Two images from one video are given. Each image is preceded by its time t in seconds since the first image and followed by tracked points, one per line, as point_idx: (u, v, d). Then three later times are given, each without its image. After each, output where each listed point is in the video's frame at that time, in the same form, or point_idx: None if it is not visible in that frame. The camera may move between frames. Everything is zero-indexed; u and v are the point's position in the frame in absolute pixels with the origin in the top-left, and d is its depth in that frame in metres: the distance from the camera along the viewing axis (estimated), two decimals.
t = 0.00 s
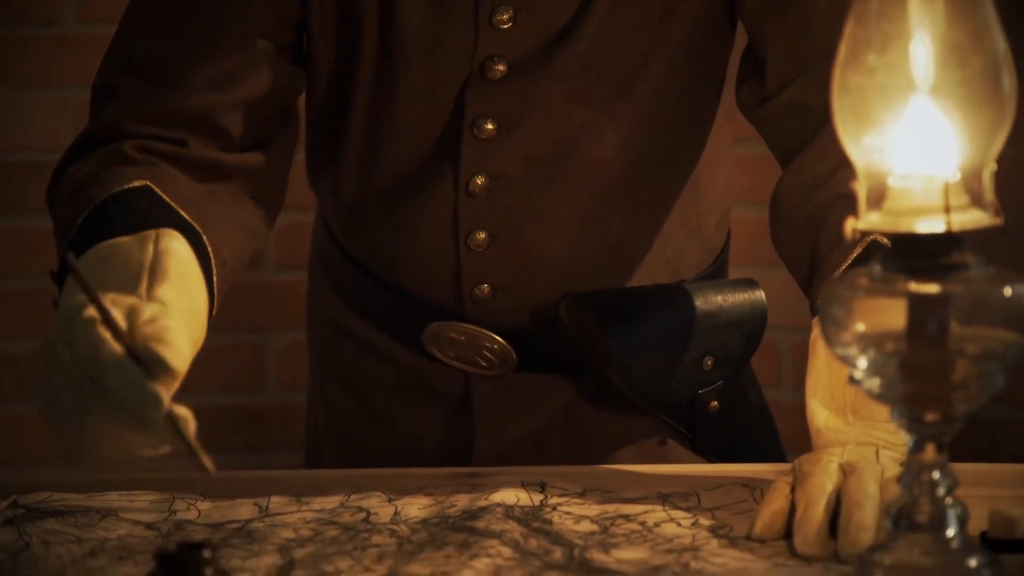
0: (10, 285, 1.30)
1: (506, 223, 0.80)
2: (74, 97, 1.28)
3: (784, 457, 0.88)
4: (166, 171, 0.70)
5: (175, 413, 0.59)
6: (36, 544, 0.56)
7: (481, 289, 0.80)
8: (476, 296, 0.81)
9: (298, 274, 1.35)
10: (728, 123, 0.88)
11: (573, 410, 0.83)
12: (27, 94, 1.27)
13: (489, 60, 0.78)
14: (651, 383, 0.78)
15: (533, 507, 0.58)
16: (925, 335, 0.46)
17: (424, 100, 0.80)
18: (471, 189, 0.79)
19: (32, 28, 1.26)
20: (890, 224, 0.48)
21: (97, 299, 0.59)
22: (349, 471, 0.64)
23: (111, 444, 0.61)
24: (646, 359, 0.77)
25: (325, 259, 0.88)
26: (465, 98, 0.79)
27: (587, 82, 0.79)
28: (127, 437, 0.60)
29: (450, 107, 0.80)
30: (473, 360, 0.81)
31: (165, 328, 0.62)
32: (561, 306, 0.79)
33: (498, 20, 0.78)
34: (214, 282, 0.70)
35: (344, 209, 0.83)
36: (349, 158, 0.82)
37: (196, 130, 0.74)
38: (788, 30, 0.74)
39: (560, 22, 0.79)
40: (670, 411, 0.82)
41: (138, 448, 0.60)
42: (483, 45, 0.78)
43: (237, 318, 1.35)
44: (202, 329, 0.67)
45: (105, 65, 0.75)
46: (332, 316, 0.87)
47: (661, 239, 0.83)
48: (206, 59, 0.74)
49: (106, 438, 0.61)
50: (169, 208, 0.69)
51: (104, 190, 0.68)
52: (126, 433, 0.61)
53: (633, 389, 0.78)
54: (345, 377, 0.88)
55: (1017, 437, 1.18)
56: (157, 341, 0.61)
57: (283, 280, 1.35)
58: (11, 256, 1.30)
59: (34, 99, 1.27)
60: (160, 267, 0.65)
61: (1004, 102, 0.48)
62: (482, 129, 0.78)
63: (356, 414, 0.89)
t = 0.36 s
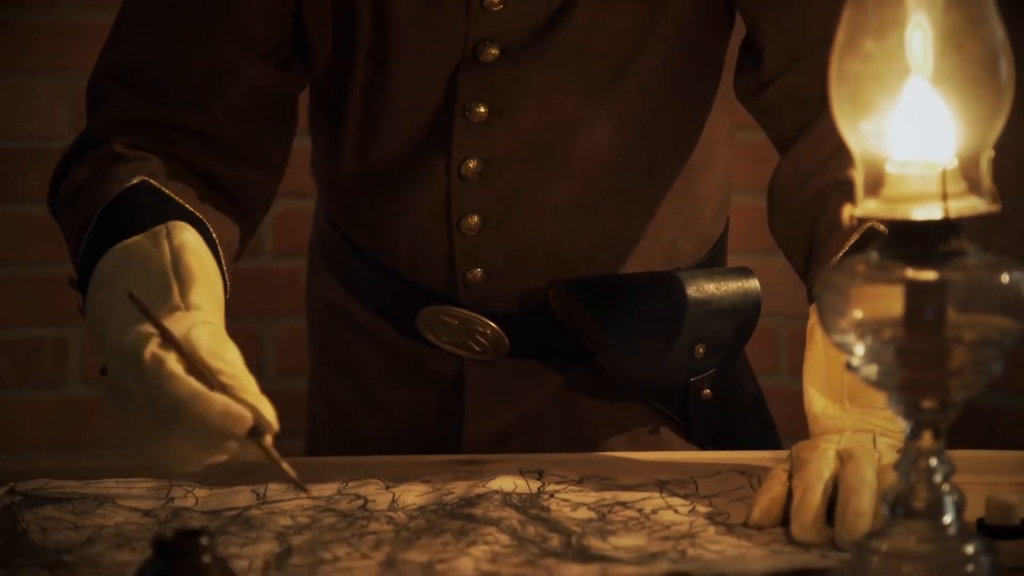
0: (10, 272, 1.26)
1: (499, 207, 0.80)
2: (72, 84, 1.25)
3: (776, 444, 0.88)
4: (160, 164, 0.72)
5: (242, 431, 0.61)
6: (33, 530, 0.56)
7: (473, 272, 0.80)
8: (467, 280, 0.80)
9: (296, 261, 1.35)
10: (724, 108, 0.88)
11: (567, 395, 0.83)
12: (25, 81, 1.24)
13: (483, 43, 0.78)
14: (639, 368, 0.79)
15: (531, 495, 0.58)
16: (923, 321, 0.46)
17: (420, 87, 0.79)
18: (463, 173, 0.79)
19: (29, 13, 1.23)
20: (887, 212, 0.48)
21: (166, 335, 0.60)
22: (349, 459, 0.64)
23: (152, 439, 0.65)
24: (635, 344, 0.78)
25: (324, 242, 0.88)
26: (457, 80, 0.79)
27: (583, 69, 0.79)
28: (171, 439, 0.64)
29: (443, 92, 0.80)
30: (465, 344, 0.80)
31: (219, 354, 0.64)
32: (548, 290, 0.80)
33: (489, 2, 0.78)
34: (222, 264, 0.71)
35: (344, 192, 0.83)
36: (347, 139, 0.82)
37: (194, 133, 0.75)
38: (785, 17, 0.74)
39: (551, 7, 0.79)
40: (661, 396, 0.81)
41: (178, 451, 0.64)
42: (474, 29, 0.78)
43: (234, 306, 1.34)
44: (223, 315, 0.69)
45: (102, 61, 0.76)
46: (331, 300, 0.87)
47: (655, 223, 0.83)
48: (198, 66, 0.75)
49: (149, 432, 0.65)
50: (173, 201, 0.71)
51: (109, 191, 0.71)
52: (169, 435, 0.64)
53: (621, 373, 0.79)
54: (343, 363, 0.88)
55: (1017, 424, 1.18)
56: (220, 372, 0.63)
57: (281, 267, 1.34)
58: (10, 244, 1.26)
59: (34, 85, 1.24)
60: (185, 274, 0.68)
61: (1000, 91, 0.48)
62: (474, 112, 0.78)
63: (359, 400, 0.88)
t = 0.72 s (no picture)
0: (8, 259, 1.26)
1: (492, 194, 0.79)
2: (70, 71, 1.24)
3: (772, 432, 0.88)
4: (183, 166, 0.73)
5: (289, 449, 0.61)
6: (33, 518, 0.57)
7: (467, 257, 0.80)
8: (461, 265, 0.80)
9: (293, 248, 1.33)
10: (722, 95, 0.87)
11: (559, 382, 0.82)
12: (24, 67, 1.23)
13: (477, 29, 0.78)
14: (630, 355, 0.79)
15: (529, 482, 0.59)
16: (920, 307, 0.46)
17: (417, 74, 0.79)
18: (456, 158, 0.79)
19: None
20: (885, 198, 0.47)
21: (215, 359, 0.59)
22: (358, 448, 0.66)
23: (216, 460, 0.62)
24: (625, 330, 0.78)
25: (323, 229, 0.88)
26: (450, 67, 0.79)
27: (580, 56, 0.79)
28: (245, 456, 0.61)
29: (437, 77, 0.79)
30: (459, 329, 0.80)
31: (269, 363, 0.63)
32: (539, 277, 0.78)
33: None
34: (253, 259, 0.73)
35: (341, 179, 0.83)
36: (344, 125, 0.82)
37: (205, 131, 0.75)
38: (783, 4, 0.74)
39: None
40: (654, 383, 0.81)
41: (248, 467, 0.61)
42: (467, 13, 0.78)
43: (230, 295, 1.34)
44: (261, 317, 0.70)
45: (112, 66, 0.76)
46: (331, 288, 0.86)
47: (648, 209, 0.83)
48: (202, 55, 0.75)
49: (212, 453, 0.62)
50: (203, 205, 0.73)
51: (135, 201, 0.72)
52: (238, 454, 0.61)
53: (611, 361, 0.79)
54: (342, 352, 0.88)
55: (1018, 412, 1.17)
56: (270, 386, 0.63)
57: (279, 254, 1.33)
58: (10, 231, 1.25)
59: (32, 72, 1.24)
60: (224, 287, 0.68)
61: (999, 76, 0.48)
62: (467, 98, 0.78)
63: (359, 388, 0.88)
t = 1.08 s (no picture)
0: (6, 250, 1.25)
1: (489, 186, 0.79)
2: (68, 62, 1.23)
3: (768, 420, 0.88)
4: (192, 169, 0.73)
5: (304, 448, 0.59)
6: (33, 508, 0.57)
7: (463, 247, 0.80)
8: (457, 255, 0.80)
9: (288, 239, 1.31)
10: (720, 85, 0.87)
11: (550, 373, 0.82)
12: (23, 57, 1.23)
13: (471, 20, 0.78)
14: (625, 348, 0.78)
15: (528, 472, 0.59)
16: (919, 299, 0.46)
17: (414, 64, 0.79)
18: (451, 149, 0.79)
19: None
20: (884, 188, 0.47)
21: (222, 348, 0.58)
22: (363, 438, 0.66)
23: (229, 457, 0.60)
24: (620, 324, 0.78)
25: (322, 218, 0.87)
26: (444, 58, 0.79)
27: (577, 47, 0.79)
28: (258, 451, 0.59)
29: (432, 69, 0.79)
30: (455, 319, 0.80)
31: (271, 357, 0.62)
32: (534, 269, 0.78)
33: None
34: (270, 265, 0.73)
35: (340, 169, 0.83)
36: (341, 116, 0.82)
37: (211, 129, 0.75)
38: None
39: None
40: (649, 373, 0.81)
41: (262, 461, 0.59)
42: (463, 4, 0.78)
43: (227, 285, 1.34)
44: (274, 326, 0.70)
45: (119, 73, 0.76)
46: (330, 278, 0.86)
47: (643, 199, 0.82)
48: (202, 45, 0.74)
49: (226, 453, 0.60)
50: (217, 212, 0.72)
51: (149, 210, 0.71)
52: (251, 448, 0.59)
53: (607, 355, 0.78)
54: (340, 342, 0.88)
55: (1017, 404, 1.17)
56: (272, 382, 0.62)
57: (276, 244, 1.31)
58: (9, 221, 1.25)
59: (30, 62, 1.23)
60: (233, 295, 0.68)
61: (999, 67, 0.48)
62: (462, 89, 0.78)
63: (356, 377, 0.88)
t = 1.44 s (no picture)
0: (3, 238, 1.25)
1: (484, 175, 0.79)
2: (64, 50, 1.23)
3: (765, 409, 0.88)
4: (191, 163, 0.72)
5: (298, 454, 0.57)
6: (31, 495, 0.57)
7: (459, 237, 0.79)
8: (453, 245, 0.80)
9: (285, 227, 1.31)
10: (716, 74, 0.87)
11: (547, 361, 0.82)
12: (21, 47, 1.23)
13: (465, 10, 0.78)
14: (619, 335, 0.78)
15: (526, 461, 0.59)
16: (918, 288, 0.46)
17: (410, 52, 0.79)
18: (447, 138, 0.79)
19: None
20: (881, 175, 0.47)
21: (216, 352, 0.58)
22: (358, 426, 0.66)
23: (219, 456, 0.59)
24: (614, 310, 0.78)
25: (319, 206, 0.87)
26: (439, 47, 0.78)
27: (572, 36, 0.79)
28: (248, 453, 0.58)
29: (427, 58, 0.79)
30: (450, 307, 0.80)
31: (268, 367, 0.62)
32: (529, 255, 0.79)
33: None
34: (266, 263, 0.72)
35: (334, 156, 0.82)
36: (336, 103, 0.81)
37: (211, 120, 0.75)
38: None
39: None
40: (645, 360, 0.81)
41: (252, 460, 0.58)
42: None
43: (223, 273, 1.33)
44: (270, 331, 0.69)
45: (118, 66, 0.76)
46: (327, 266, 0.86)
47: (638, 187, 0.82)
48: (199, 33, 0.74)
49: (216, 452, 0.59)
50: (215, 210, 0.71)
51: (148, 208, 0.71)
52: (241, 448, 0.58)
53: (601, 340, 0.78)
54: (338, 331, 0.88)
55: (1015, 392, 1.17)
56: (268, 391, 0.61)
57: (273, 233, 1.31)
58: (9, 211, 1.24)
59: (27, 50, 1.23)
60: (228, 293, 0.67)
61: (998, 55, 0.48)
62: (456, 80, 0.78)
63: (354, 365, 0.88)
